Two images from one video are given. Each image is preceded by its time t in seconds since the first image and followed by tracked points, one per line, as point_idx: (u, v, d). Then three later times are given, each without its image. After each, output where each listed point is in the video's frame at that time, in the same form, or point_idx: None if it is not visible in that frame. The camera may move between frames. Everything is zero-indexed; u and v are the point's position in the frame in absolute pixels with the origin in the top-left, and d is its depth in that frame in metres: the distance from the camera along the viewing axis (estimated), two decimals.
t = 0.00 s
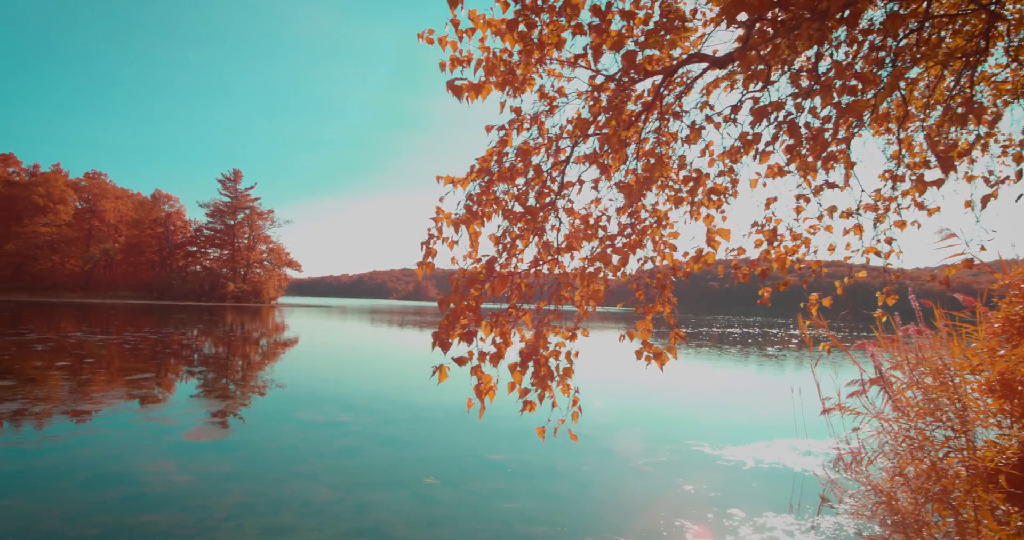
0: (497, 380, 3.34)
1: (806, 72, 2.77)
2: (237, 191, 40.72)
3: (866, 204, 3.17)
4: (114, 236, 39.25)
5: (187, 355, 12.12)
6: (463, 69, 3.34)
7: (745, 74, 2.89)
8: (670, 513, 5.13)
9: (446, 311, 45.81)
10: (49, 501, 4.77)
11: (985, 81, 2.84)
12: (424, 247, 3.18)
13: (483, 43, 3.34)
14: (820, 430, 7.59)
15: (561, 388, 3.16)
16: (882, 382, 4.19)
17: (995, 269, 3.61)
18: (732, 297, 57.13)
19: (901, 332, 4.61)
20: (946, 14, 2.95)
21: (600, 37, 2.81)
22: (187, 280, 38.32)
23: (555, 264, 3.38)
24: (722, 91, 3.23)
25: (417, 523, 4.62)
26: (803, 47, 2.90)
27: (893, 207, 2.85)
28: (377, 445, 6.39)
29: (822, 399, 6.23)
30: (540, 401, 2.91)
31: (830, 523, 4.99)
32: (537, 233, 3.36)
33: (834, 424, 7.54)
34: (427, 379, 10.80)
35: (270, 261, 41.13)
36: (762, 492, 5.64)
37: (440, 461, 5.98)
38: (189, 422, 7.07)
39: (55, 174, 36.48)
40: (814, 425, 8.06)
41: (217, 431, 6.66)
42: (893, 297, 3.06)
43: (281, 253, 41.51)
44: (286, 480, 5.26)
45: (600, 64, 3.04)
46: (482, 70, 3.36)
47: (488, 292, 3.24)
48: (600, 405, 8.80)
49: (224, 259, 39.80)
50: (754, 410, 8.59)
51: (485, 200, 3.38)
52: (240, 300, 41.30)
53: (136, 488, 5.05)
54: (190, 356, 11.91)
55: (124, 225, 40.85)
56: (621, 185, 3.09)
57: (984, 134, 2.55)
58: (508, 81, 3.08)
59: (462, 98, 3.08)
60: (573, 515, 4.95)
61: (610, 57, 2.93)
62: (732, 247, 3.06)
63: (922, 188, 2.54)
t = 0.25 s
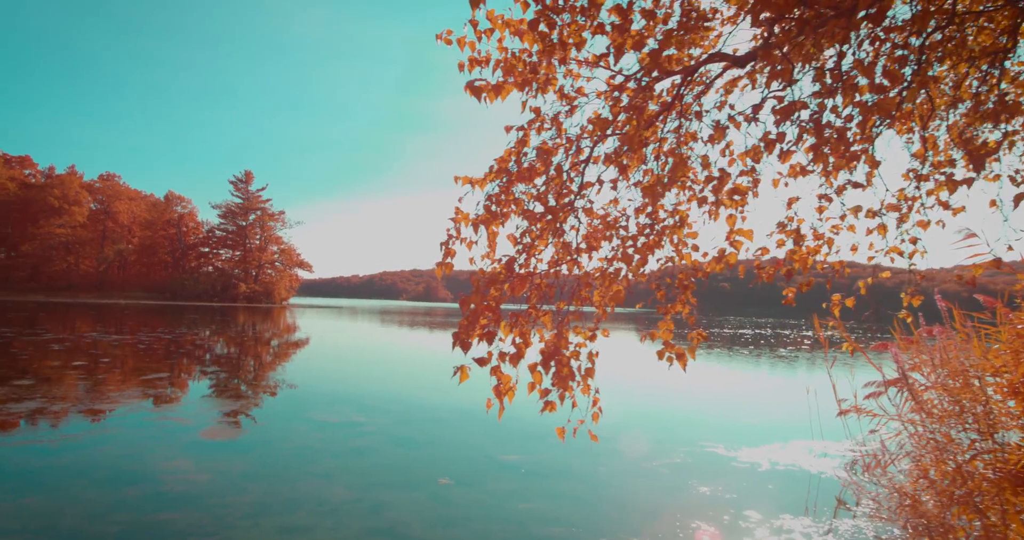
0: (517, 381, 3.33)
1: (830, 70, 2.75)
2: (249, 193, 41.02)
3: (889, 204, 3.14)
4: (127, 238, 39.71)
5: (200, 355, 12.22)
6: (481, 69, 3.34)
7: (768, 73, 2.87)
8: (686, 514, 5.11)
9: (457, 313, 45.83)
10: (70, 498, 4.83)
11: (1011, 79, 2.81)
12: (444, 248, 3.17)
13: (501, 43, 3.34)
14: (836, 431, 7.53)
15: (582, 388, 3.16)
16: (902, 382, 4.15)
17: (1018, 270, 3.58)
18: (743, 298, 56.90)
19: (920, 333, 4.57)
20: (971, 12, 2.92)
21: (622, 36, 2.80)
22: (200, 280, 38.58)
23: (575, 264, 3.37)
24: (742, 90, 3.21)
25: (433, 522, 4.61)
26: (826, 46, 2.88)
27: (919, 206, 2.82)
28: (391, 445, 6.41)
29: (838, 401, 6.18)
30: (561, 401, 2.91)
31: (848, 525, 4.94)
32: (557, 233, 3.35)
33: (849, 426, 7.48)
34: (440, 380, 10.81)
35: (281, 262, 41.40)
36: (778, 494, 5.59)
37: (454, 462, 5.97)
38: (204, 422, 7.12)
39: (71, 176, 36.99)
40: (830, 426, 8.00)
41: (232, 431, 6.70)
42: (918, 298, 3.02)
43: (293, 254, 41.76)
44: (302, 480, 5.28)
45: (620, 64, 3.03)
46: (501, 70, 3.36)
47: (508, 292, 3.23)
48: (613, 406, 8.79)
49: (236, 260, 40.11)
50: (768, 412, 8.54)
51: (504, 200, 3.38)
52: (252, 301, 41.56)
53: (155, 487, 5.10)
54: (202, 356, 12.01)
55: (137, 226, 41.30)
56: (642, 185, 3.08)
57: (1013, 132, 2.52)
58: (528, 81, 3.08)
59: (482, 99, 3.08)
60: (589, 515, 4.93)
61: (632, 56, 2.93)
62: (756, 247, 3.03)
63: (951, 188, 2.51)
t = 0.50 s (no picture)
0: (537, 381, 3.33)
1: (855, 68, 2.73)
2: (263, 194, 41.38)
3: (914, 203, 3.11)
4: (144, 239, 40.26)
5: (214, 355, 12.34)
6: (501, 69, 3.35)
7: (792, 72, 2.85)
8: (704, 515, 5.08)
9: (469, 313, 45.92)
10: (92, 496, 4.90)
11: None
12: (465, 248, 3.18)
13: (521, 43, 3.35)
14: (854, 433, 7.46)
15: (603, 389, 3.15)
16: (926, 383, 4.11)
17: None
18: (757, 298, 56.50)
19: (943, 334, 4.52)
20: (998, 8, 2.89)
21: (645, 36, 2.79)
22: (215, 281, 38.89)
23: (595, 264, 3.36)
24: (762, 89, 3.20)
25: (451, 523, 4.61)
26: (848, 44, 2.86)
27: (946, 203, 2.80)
28: (407, 445, 6.43)
29: (857, 402, 6.12)
30: (583, 401, 2.91)
31: (869, 529, 4.88)
32: (577, 233, 3.35)
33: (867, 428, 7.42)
34: (454, 380, 10.83)
35: (295, 262, 41.73)
36: (797, 496, 5.54)
37: (470, 462, 5.97)
38: (220, 422, 7.18)
39: (88, 177, 37.58)
40: (848, 428, 7.93)
41: (250, 430, 6.75)
42: (943, 298, 2.99)
43: (306, 255, 42.06)
44: (319, 479, 5.31)
45: (641, 65, 3.03)
46: (520, 71, 3.36)
47: (530, 293, 3.23)
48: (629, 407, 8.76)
49: (250, 261, 40.48)
50: (785, 413, 8.48)
51: (523, 201, 3.38)
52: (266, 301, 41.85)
53: (175, 486, 5.15)
54: (217, 356, 12.11)
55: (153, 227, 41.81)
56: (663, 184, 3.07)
57: None
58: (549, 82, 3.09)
59: (505, 99, 3.09)
60: (607, 517, 4.91)
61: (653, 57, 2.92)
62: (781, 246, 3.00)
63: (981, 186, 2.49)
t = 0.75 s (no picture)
0: (559, 381, 3.33)
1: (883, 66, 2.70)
2: (278, 196, 41.80)
3: (943, 203, 3.07)
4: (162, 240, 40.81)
5: (231, 355, 12.46)
6: (522, 70, 3.35)
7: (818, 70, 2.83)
8: (724, 517, 5.04)
9: (484, 314, 45.97)
10: (116, 494, 4.98)
11: None
12: (487, 249, 3.18)
13: (541, 44, 3.34)
14: (876, 436, 7.36)
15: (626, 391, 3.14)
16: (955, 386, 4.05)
17: None
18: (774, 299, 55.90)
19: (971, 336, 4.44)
20: None
21: (669, 36, 2.78)
22: (232, 282, 39.43)
23: (617, 265, 3.35)
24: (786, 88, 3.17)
25: (470, 524, 4.62)
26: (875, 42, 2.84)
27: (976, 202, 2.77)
28: (425, 446, 6.45)
29: (880, 405, 6.04)
30: (607, 403, 2.90)
31: (894, 533, 4.81)
32: (599, 234, 3.34)
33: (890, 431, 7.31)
34: (471, 381, 10.85)
35: (310, 263, 42.03)
36: (819, 500, 5.48)
37: (488, 463, 5.98)
38: (239, 421, 7.26)
39: (109, 180, 38.27)
40: (869, 430, 7.82)
41: (269, 430, 6.81)
42: (974, 299, 2.94)
43: (321, 256, 42.33)
44: (339, 479, 5.35)
45: (665, 65, 3.01)
46: (541, 72, 3.36)
47: (552, 294, 3.22)
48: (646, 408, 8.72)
49: (266, 262, 40.84)
50: (804, 415, 8.38)
51: (545, 202, 3.37)
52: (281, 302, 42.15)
53: (198, 484, 5.22)
54: (234, 357, 12.23)
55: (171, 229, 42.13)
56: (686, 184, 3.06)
57: None
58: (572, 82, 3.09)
59: (527, 100, 3.09)
60: (626, 519, 4.88)
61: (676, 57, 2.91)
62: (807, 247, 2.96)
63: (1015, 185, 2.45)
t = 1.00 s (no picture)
0: (581, 382, 3.32)
1: (913, 63, 2.66)
2: (295, 197, 42.23)
3: (973, 201, 3.01)
4: (181, 241, 41.48)
5: (250, 355, 12.61)
6: (543, 70, 3.35)
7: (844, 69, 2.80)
8: (744, 519, 5.00)
9: (499, 314, 45.97)
10: (140, 491, 5.07)
11: None
12: (508, 250, 3.18)
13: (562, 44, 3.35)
14: (900, 439, 7.24)
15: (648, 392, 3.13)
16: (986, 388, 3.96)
17: None
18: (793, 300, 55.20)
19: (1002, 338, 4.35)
20: None
21: (692, 35, 2.76)
22: (250, 284, 39.95)
23: (639, 265, 3.33)
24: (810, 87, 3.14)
25: (488, 524, 4.61)
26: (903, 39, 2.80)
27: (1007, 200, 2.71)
28: (443, 446, 6.47)
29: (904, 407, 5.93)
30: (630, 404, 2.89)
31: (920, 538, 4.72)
32: (620, 234, 3.33)
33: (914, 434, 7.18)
34: (487, 382, 10.86)
35: (327, 264, 42.34)
36: (841, 503, 5.40)
37: (505, 464, 5.98)
38: (259, 421, 7.34)
39: (129, 182, 39.05)
40: (893, 433, 7.69)
41: (288, 430, 6.88)
42: (1007, 300, 2.88)
43: (338, 257, 42.63)
44: (358, 478, 5.39)
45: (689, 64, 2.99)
46: (562, 71, 3.36)
47: (574, 294, 3.22)
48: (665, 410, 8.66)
49: (283, 263, 41.23)
50: (825, 417, 8.27)
51: (566, 202, 3.37)
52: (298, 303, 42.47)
53: (219, 483, 5.29)
54: (252, 357, 12.36)
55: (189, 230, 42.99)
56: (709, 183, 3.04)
57: None
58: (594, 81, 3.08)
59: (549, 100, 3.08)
60: (645, 521, 4.85)
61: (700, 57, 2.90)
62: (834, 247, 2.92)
63: None
